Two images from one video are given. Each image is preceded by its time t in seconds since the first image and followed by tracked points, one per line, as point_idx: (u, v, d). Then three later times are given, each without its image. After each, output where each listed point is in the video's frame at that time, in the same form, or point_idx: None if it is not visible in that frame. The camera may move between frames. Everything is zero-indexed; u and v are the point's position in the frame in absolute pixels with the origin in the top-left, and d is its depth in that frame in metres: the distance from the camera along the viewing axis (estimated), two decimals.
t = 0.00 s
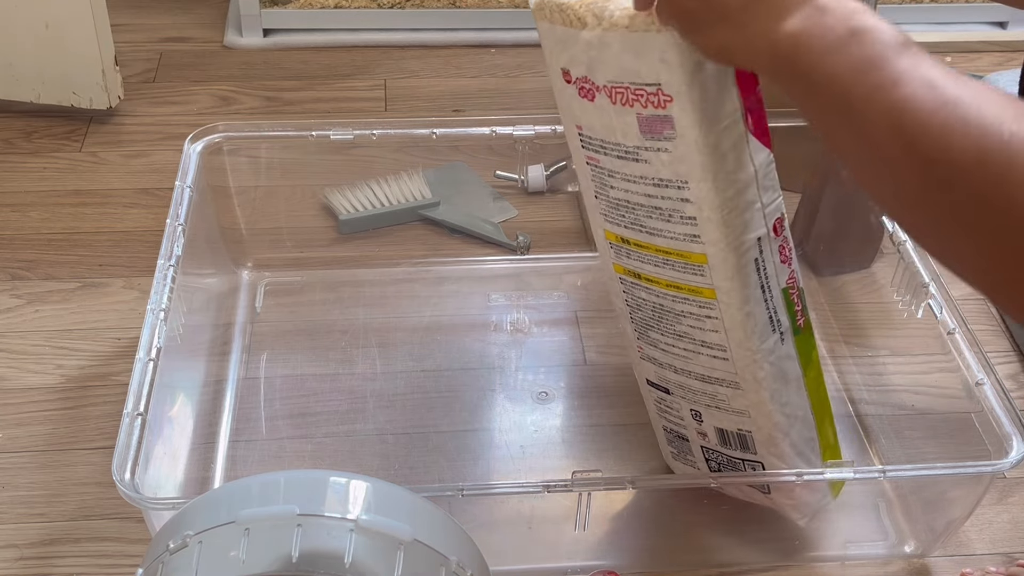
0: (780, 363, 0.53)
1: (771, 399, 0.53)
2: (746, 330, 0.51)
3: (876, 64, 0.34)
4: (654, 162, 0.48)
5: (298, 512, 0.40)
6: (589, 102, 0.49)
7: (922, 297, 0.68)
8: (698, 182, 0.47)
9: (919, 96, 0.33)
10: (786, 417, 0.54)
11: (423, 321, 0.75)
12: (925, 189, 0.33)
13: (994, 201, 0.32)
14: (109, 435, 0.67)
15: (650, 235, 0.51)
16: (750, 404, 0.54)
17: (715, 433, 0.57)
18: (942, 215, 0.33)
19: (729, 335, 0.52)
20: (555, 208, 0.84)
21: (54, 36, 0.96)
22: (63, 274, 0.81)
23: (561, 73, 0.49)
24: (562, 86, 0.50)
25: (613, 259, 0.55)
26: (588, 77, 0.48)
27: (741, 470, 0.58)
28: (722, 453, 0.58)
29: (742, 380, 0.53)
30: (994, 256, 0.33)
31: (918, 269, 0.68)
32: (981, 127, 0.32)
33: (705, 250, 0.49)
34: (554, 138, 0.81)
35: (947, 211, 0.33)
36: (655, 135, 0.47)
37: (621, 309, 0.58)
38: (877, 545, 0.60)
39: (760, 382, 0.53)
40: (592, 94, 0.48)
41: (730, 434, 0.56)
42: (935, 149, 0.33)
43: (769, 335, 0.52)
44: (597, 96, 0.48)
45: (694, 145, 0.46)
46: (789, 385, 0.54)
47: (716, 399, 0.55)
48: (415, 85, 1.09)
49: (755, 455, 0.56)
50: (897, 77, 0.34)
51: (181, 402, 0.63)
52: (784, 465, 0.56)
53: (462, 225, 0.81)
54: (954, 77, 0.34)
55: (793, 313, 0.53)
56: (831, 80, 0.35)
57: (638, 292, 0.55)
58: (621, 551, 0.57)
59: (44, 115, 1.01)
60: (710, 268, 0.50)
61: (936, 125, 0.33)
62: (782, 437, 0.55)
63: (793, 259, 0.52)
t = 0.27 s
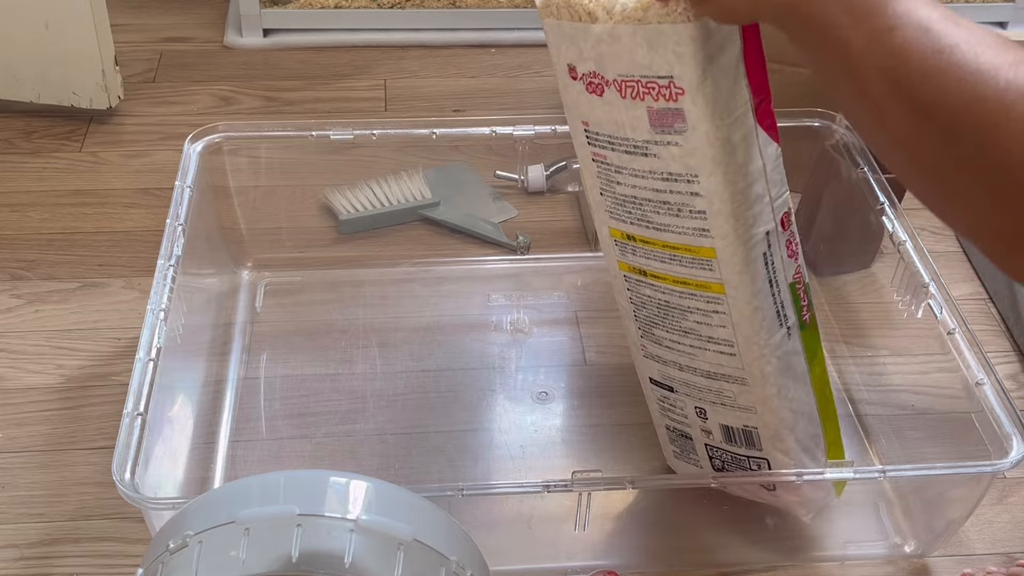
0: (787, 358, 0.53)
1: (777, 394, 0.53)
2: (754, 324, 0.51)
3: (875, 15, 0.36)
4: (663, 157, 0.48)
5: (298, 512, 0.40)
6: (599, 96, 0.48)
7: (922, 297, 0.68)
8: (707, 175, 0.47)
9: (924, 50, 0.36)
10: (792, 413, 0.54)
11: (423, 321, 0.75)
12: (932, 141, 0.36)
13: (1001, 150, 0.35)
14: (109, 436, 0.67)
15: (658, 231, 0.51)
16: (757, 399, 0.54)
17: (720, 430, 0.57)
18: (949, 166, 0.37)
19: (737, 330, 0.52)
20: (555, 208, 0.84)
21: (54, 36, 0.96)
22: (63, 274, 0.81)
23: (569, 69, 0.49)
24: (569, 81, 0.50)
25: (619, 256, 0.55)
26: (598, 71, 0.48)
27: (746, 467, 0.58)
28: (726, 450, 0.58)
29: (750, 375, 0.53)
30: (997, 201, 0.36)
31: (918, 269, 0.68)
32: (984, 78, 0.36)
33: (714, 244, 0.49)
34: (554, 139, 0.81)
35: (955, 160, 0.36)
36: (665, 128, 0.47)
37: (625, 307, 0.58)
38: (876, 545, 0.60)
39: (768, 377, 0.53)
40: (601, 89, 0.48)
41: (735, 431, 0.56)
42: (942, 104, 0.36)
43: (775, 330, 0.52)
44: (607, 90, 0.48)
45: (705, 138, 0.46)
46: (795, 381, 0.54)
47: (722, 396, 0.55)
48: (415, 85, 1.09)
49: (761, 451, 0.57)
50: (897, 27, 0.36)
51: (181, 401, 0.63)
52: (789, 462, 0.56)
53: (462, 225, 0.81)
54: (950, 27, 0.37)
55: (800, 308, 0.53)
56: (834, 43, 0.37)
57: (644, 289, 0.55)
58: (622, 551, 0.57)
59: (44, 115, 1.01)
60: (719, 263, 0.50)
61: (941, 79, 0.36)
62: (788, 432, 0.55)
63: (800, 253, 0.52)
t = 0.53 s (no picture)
0: (797, 361, 0.53)
1: (786, 397, 0.53)
2: (768, 327, 0.51)
3: None
4: (683, 156, 0.48)
5: (298, 512, 0.40)
6: (620, 92, 0.48)
7: (922, 297, 0.68)
8: (726, 177, 0.47)
9: (923, 25, 0.33)
10: (798, 416, 0.54)
11: (423, 321, 0.75)
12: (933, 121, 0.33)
13: (1004, 131, 0.32)
14: (109, 436, 0.67)
15: (673, 230, 0.51)
16: (766, 403, 0.54)
17: (725, 431, 0.57)
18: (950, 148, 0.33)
19: (750, 333, 0.52)
20: (555, 208, 0.85)
21: (54, 36, 0.96)
22: (63, 274, 0.81)
23: (589, 65, 0.49)
24: (589, 77, 0.49)
25: (630, 255, 0.55)
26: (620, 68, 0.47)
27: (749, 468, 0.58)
28: (730, 452, 0.58)
29: (760, 379, 0.53)
30: (1002, 186, 0.33)
31: (918, 269, 0.68)
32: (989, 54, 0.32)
33: (730, 246, 0.49)
34: (554, 139, 0.81)
35: (955, 141, 0.33)
36: (688, 127, 0.47)
37: (633, 306, 0.58)
38: (876, 545, 0.60)
39: (779, 381, 0.53)
40: (624, 85, 0.48)
41: (740, 433, 0.56)
42: (940, 81, 0.33)
43: (788, 334, 0.52)
44: (629, 87, 0.48)
45: (727, 139, 0.46)
46: (804, 385, 0.54)
47: (729, 398, 0.55)
48: (415, 85, 1.09)
49: (765, 454, 0.57)
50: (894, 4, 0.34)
51: (181, 401, 0.63)
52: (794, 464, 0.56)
53: (462, 225, 0.81)
54: (955, 5, 0.34)
55: (812, 313, 0.53)
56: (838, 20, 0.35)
57: (655, 288, 0.55)
58: (623, 551, 0.57)
59: (44, 115, 1.01)
60: (734, 264, 0.50)
61: (940, 56, 0.33)
62: (795, 436, 0.55)
63: (813, 259, 0.52)
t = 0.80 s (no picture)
0: (802, 367, 0.53)
1: (791, 402, 0.53)
2: (773, 333, 0.51)
3: None
4: (691, 162, 0.48)
5: (298, 512, 0.40)
6: (626, 96, 0.48)
7: (921, 297, 0.68)
8: (734, 183, 0.47)
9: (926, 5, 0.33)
10: (803, 420, 0.54)
11: (423, 321, 0.75)
12: (936, 99, 0.33)
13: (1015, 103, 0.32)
14: (109, 436, 0.67)
15: (679, 235, 0.51)
16: (770, 407, 0.54)
17: (727, 434, 0.57)
18: (954, 125, 0.33)
19: (755, 338, 0.52)
20: (555, 208, 0.85)
21: (54, 36, 0.96)
22: (63, 274, 0.81)
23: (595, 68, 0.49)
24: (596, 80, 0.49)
25: (636, 257, 0.55)
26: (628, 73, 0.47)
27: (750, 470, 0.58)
28: (732, 454, 0.58)
29: (764, 383, 0.53)
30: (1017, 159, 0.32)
31: (918, 269, 0.68)
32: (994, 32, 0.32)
33: (737, 252, 0.49)
34: (554, 139, 0.81)
35: (966, 118, 0.33)
36: (696, 133, 0.47)
37: (637, 307, 0.58)
38: (877, 545, 0.60)
39: (783, 387, 0.53)
40: (631, 89, 0.48)
41: (742, 436, 0.56)
42: (945, 57, 0.33)
43: (793, 339, 0.52)
44: (636, 91, 0.48)
45: (736, 145, 0.46)
46: (809, 390, 0.54)
47: (733, 401, 0.55)
48: (415, 85, 1.09)
49: (767, 456, 0.57)
50: None
51: (181, 402, 0.63)
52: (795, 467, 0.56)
53: (462, 225, 0.81)
54: None
55: (816, 318, 0.53)
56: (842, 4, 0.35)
57: (660, 291, 0.55)
58: (624, 552, 0.57)
59: (44, 115, 1.01)
60: (740, 269, 0.50)
61: (945, 33, 0.33)
62: (798, 441, 0.55)
63: (819, 263, 0.52)
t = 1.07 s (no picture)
0: (784, 375, 0.53)
1: (768, 410, 0.53)
2: (755, 338, 0.51)
3: None
4: (686, 157, 0.48)
5: (299, 512, 0.40)
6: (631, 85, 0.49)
7: (921, 297, 0.68)
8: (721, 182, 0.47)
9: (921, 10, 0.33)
10: (781, 430, 0.54)
11: (423, 321, 0.75)
12: (931, 94, 0.33)
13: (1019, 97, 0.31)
14: (109, 436, 0.67)
15: (672, 228, 0.52)
16: (752, 413, 0.54)
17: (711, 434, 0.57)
18: (953, 118, 0.32)
19: (739, 342, 0.52)
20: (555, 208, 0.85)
21: (54, 36, 0.96)
22: (63, 274, 0.81)
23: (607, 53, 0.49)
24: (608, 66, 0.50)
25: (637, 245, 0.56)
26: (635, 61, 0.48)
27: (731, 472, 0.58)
28: (715, 455, 0.58)
29: (746, 388, 0.53)
30: None
31: (918, 269, 0.68)
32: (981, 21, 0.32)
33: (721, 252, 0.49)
34: (554, 139, 0.81)
35: (969, 115, 0.32)
36: (688, 129, 0.47)
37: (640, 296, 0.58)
38: (876, 545, 0.60)
39: (765, 393, 0.53)
40: (636, 78, 0.48)
41: (724, 438, 0.57)
42: (945, 54, 0.32)
43: (776, 347, 0.52)
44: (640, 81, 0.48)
45: (724, 145, 0.46)
46: (790, 400, 0.53)
47: (717, 402, 0.55)
48: (415, 85, 1.09)
49: (746, 462, 0.57)
50: None
51: (181, 402, 0.63)
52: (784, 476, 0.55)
53: (462, 225, 0.81)
54: None
55: (804, 330, 0.53)
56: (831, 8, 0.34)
57: (656, 282, 0.55)
58: (624, 552, 0.57)
59: (44, 115, 1.01)
60: (724, 270, 0.50)
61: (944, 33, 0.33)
62: (778, 449, 0.55)
63: (812, 274, 0.52)
